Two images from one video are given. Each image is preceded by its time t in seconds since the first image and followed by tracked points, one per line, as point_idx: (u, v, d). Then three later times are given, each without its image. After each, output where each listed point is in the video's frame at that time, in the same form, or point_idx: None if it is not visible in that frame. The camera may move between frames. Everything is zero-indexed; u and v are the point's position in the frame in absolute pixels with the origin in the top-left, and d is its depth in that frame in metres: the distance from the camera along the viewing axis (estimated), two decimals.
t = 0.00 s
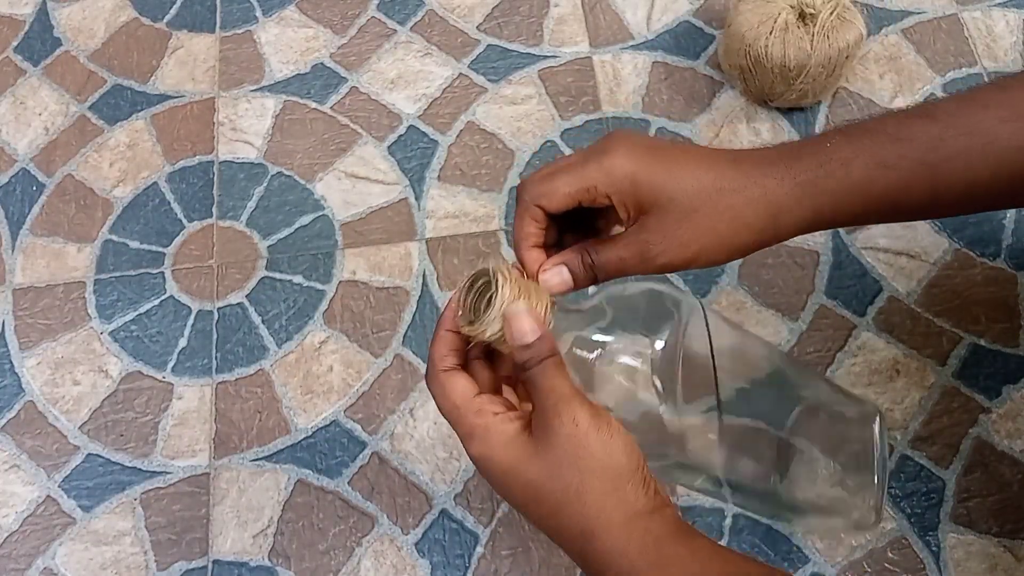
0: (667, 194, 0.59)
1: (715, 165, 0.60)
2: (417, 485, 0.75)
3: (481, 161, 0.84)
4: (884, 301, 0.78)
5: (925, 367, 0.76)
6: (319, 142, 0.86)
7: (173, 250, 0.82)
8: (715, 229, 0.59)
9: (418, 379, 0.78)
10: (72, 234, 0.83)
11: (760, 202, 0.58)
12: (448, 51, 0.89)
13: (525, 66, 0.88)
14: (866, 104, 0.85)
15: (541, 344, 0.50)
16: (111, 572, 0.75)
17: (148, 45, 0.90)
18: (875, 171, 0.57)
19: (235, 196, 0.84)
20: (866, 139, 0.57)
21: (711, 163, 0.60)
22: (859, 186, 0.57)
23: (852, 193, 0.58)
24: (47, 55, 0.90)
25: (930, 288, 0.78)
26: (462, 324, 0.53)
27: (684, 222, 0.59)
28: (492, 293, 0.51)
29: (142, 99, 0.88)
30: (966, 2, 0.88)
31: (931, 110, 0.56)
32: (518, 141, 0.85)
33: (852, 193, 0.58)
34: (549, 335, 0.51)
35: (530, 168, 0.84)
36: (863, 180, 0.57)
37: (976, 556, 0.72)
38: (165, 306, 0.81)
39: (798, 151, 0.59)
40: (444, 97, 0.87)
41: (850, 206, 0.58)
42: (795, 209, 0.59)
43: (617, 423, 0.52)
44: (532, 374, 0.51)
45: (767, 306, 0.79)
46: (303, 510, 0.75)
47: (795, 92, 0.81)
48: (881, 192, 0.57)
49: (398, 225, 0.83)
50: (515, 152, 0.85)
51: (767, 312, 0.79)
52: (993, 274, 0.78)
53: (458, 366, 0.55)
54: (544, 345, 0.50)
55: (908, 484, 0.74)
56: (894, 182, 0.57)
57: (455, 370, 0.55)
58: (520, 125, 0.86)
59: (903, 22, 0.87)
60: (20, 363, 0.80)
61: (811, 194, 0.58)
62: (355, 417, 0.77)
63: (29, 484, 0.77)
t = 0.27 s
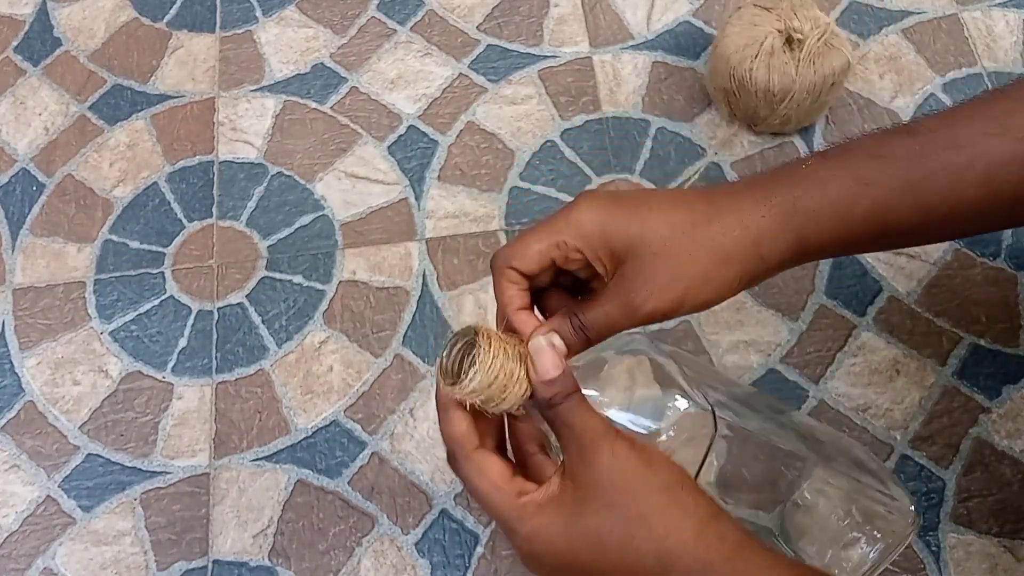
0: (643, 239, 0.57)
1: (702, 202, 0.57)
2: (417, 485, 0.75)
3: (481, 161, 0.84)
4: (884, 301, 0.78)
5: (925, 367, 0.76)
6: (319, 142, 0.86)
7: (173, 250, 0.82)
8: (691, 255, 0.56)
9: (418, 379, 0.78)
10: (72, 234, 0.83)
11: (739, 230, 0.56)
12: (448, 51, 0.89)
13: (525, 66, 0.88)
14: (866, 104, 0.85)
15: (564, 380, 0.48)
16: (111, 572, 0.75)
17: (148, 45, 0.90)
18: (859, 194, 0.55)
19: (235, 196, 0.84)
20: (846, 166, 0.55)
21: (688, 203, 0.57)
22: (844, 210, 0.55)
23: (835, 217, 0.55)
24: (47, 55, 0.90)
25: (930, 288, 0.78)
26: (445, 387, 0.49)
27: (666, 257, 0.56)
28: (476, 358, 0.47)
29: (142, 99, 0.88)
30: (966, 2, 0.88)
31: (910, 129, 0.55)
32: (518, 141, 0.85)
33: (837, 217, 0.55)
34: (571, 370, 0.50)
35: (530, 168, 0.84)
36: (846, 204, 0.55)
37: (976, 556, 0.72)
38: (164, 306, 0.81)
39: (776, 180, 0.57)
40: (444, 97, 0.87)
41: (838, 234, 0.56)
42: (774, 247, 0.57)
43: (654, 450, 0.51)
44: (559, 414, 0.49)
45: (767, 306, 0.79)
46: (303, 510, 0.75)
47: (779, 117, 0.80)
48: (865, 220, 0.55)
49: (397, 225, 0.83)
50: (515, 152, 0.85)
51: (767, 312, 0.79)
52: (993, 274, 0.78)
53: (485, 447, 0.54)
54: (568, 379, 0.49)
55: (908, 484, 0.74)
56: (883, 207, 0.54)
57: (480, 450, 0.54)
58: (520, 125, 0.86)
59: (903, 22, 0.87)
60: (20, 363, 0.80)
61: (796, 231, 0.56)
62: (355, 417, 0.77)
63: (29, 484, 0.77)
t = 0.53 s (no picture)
0: (596, 347, 0.46)
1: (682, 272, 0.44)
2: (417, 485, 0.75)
3: (482, 161, 0.85)
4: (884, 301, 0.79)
5: (925, 366, 0.77)
6: (320, 142, 0.86)
7: (173, 250, 0.83)
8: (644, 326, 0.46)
9: (418, 379, 0.78)
10: (73, 234, 0.83)
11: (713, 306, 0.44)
12: (448, 51, 0.89)
13: (525, 66, 0.88)
14: (865, 104, 0.85)
15: (522, 481, 0.48)
16: (111, 572, 0.75)
17: (148, 46, 0.90)
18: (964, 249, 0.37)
19: (235, 196, 0.84)
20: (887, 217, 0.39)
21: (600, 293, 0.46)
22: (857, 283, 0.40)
23: (844, 292, 0.40)
24: (47, 55, 0.90)
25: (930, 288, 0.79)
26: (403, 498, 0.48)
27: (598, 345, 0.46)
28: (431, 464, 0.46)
29: (142, 99, 0.88)
30: (966, 2, 0.88)
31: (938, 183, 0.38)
32: (518, 141, 0.85)
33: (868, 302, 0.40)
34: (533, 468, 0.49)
35: (530, 168, 0.84)
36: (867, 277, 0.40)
37: (976, 556, 0.72)
38: (165, 306, 0.81)
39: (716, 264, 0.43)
40: (444, 97, 0.87)
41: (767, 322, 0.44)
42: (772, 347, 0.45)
43: (618, 547, 0.49)
44: (520, 517, 0.48)
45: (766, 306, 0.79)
46: (304, 510, 0.75)
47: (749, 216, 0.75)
48: (900, 334, 0.41)
49: (398, 225, 0.83)
50: (515, 152, 0.85)
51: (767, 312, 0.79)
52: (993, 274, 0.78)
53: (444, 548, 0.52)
54: (526, 478, 0.48)
55: (908, 484, 0.74)
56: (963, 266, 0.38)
57: (438, 553, 0.52)
58: (520, 125, 0.86)
59: (902, 22, 0.88)
60: (20, 363, 0.80)
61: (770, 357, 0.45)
62: (355, 416, 0.77)
63: (29, 484, 0.77)
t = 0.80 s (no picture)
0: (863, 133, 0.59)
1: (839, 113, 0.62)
2: (417, 484, 0.76)
3: (482, 161, 0.85)
4: (883, 301, 0.79)
5: (924, 366, 0.77)
6: (320, 143, 0.86)
7: (173, 250, 0.83)
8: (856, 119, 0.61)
9: (418, 378, 0.78)
10: (73, 234, 0.83)
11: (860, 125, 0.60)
12: (448, 51, 0.89)
13: (525, 67, 0.88)
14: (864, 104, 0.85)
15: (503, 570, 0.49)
16: (111, 572, 0.75)
17: (149, 46, 0.90)
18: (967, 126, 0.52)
19: (236, 196, 0.84)
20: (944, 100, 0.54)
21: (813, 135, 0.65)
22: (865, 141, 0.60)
23: (913, 138, 0.56)
24: (48, 55, 0.90)
25: (930, 288, 0.79)
26: None
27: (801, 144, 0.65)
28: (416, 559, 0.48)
29: (142, 100, 0.88)
30: (965, 3, 0.88)
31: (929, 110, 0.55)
32: (518, 142, 0.85)
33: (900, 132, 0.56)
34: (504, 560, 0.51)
35: (530, 168, 0.84)
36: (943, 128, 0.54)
37: (976, 556, 0.72)
38: (165, 306, 0.81)
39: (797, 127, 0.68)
40: (444, 98, 0.87)
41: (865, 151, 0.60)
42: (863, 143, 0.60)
43: None
44: None
45: (766, 306, 0.79)
46: (304, 509, 0.75)
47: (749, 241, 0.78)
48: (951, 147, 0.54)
49: (398, 225, 0.83)
50: (515, 152, 0.85)
51: (767, 312, 0.79)
52: (992, 274, 0.79)
53: None
54: None
55: (908, 484, 0.74)
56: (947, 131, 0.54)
57: None
58: (520, 125, 0.86)
59: (902, 23, 0.88)
60: (20, 363, 0.80)
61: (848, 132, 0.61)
62: (355, 416, 0.78)
63: (29, 484, 0.77)
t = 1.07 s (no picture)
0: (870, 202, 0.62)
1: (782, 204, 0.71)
2: (417, 484, 0.76)
3: (482, 161, 0.85)
4: (884, 301, 0.79)
5: (924, 366, 0.77)
6: (320, 142, 0.86)
7: (173, 250, 0.83)
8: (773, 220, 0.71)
9: (418, 378, 0.78)
10: (73, 234, 0.83)
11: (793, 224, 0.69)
12: (448, 51, 0.89)
13: (525, 66, 0.88)
14: (865, 104, 0.85)
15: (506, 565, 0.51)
16: (111, 572, 0.75)
17: (148, 46, 0.90)
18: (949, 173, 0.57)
19: (235, 196, 0.84)
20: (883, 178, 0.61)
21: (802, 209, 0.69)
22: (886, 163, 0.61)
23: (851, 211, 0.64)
24: (47, 55, 0.90)
25: (930, 288, 0.79)
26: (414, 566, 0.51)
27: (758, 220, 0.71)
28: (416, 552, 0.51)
29: (142, 99, 0.88)
30: (966, 2, 0.88)
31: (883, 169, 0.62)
32: (518, 141, 0.85)
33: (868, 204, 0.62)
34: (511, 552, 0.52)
35: (530, 168, 0.84)
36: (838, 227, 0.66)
37: (976, 556, 0.72)
38: (165, 306, 0.81)
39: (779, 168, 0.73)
40: (444, 97, 0.87)
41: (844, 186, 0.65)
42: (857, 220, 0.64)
43: None
44: None
45: (766, 306, 0.79)
46: (304, 510, 0.75)
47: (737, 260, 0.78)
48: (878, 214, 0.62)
49: (398, 224, 0.83)
50: (515, 152, 0.85)
51: (767, 312, 0.79)
52: (993, 274, 0.79)
53: None
54: (511, 565, 0.51)
55: (908, 484, 0.74)
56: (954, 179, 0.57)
57: None
58: (520, 125, 0.86)
59: (902, 22, 0.88)
60: (20, 363, 0.80)
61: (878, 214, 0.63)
62: (355, 416, 0.78)
63: (29, 483, 0.77)
